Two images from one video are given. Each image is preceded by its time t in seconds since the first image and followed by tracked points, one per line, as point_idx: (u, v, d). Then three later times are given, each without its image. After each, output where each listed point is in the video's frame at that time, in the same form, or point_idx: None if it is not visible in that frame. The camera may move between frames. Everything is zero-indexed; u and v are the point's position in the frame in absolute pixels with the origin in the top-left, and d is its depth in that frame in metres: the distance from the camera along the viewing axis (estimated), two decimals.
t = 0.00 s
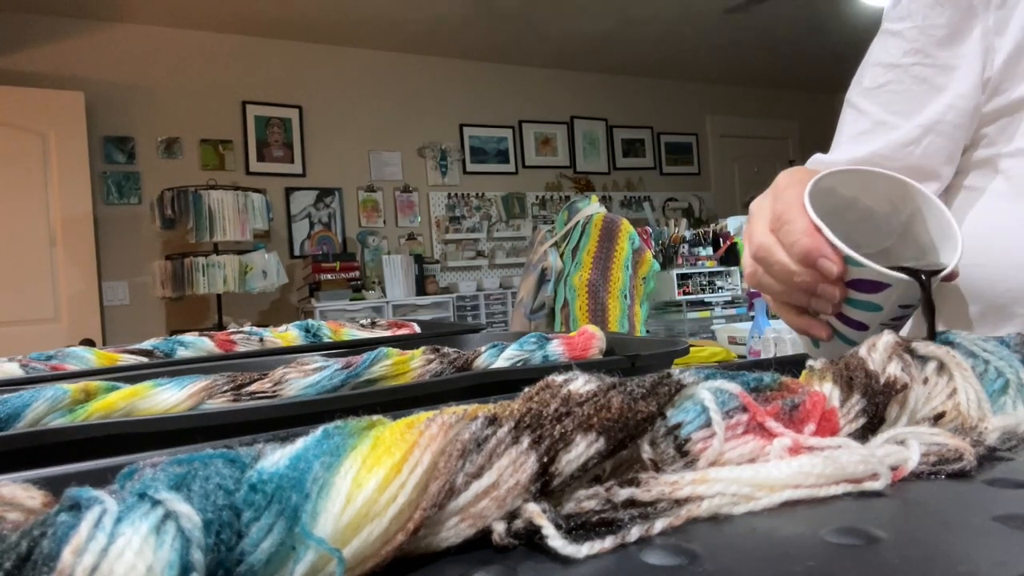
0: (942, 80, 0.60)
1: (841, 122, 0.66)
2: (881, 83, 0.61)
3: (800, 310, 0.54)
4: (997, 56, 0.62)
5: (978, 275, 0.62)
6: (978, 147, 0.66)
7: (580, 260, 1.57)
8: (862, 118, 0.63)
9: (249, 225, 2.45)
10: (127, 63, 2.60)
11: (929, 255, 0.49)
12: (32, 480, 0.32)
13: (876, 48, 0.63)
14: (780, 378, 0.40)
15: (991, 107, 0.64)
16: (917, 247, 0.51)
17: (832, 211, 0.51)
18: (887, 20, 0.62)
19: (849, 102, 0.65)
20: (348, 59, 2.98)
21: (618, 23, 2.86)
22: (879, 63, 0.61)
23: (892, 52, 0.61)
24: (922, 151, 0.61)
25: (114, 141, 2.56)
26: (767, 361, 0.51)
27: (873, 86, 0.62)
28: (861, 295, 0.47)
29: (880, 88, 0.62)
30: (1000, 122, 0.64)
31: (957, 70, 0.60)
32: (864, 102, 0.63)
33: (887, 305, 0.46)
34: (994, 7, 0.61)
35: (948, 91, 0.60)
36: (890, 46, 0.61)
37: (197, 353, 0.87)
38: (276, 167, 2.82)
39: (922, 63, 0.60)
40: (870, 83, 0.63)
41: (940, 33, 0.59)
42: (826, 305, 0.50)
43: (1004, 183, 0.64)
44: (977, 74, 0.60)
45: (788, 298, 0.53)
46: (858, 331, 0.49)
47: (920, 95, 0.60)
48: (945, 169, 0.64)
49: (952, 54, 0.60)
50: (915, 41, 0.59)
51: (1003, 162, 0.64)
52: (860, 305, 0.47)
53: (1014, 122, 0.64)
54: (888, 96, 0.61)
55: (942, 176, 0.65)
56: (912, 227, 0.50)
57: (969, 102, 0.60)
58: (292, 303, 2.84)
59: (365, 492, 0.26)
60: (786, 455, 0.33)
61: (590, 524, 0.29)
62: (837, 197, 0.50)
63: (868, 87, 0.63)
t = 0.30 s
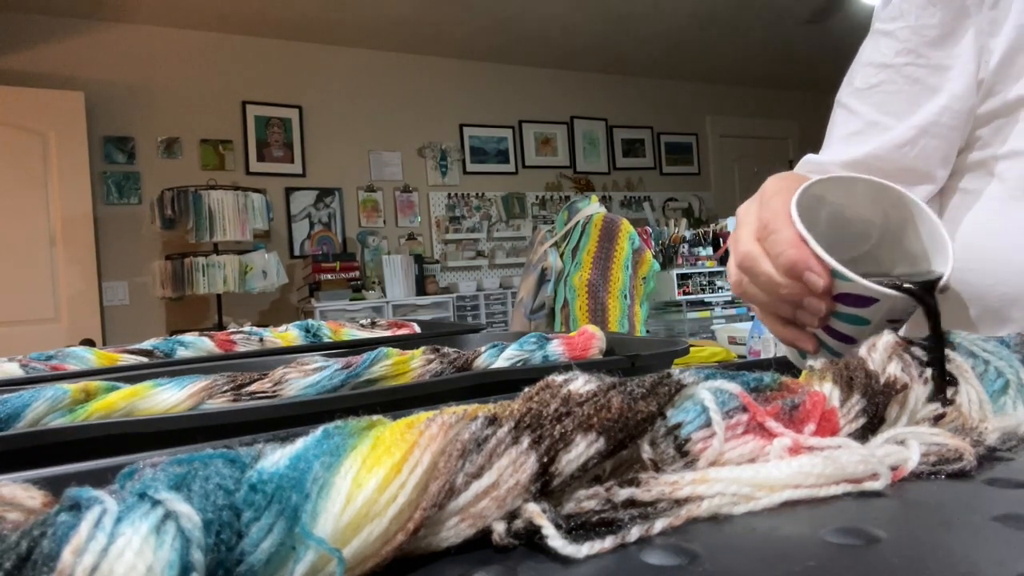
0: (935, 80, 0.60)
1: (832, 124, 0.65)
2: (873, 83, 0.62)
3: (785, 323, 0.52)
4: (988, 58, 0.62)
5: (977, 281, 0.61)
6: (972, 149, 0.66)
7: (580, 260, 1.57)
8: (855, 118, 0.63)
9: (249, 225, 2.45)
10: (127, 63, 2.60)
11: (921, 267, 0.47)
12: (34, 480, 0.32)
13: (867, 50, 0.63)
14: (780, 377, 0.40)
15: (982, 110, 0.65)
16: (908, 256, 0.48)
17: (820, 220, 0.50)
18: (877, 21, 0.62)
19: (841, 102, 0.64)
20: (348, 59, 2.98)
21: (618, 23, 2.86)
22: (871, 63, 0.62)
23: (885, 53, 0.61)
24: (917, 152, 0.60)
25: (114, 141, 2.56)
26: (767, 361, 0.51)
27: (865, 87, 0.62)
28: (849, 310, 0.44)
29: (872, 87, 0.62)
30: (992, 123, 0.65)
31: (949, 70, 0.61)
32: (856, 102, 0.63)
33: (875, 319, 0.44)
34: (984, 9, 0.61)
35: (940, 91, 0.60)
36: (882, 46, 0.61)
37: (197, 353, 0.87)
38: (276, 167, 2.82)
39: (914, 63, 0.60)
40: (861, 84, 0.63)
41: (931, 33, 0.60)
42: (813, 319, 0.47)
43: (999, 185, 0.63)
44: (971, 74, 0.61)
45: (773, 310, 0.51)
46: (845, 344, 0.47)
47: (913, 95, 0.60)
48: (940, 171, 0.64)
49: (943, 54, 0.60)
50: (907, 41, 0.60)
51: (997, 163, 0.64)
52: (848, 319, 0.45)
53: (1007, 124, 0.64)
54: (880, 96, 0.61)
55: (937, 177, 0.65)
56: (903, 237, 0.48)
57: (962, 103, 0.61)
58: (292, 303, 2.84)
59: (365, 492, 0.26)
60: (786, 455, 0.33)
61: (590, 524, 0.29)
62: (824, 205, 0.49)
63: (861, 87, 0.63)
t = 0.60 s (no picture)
0: (926, 77, 0.61)
1: (820, 119, 0.64)
2: (863, 77, 0.61)
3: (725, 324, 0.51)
4: (980, 58, 0.63)
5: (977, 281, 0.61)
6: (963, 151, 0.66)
7: (580, 260, 1.57)
8: (844, 111, 0.61)
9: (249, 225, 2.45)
10: (127, 63, 2.60)
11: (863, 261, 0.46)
12: (35, 479, 0.32)
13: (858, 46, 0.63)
14: (781, 378, 0.40)
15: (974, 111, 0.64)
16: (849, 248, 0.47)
17: (757, 219, 0.48)
18: (869, 17, 0.63)
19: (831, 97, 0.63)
20: (348, 59, 2.97)
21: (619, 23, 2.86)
22: (863, 57, 0.61)
23: (877, 48, 0.61)
24: (908, 148, 0.60)
25: (114, 141, 2.56)
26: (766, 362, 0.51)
27: (856, 81, 0.62)
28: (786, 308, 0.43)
29: (862, 81, 0.61)
30: (985, 125, 0.64)
31: (940, 69, 0.61)
32: (845, 97, 0.62)
33: (813, 318, 0.43)
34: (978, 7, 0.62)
35: (931, 89, 0.61)
36: (873, 42, 0.62)
37: (197, 353, 0.87)
38: (277, 167, 2.82)
39: (906, 58, 0.60)
40: (852, 78, 0.62)
41: (923, 30, 0.60)
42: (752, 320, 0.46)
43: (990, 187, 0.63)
44: (963, 73, 0.61)
45: (714, 311, 0.50)
46: (785, 345, 0.46)
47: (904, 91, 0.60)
48: (930, 171, 0.63)
49: (934, 53, 0.61)
50: (900, 36, 0.60)
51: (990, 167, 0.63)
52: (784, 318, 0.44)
53: (999, 127, 0.64)
54: (871, 90, 0.61)
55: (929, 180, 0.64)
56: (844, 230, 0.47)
57: (954, 101, 0.61)
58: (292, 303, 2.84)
59: (365, 492, 0.26)
60: (786, 455, 0.33)
61: (590, 525, 0.29)
62: (761, 202, 0.47)
63: (851, 82, 0.62)
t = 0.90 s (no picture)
0: (915, 66, 0.57)
1: (800, 103, 0.58)
2: (851, 62, 0.57)
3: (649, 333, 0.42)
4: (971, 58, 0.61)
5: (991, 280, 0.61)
6: (950, 154, 0.64)
7: (580, 259, 1.54)
8: (828, 94, 0.56)
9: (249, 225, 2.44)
10: (127, 63, 2.60)
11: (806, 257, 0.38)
12: (35, 479, 0.32)
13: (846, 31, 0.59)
14: (782, 379, 0.40)
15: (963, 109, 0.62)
16: (788, 245, 0.39)
17: (681, 209, 0.40)
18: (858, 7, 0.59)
19: (813, 81, 0.58)
20: (348, 59, 2.97)
21: (619, 23, 2.86)
22: (851, 42, 0.57)
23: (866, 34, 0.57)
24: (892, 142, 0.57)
25: (113, 141, 2.56)
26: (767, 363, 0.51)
27: (842, 66, 0.57)
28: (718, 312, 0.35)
29: (849, 66, 0.56)
30: (975, 127, 0.63)
31: (932, 59, 0.58)
32: (830, 79, 0.57)
33: (744, 323, 0.35)
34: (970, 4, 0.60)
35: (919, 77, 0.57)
36: (863, 28, 0.57)
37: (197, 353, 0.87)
38: (277, 167, 2.82)
39: (896, 42, 0.56)
40: (838, 64, 0.58)
41: (913, 16, 0.57)
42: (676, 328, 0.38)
43: (983, 193, 0.63)
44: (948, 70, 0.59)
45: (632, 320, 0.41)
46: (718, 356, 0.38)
47: (893, 76, 0.56)
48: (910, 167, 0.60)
49: (926, 41, 0.58)
50: (890, 24, 0.56)
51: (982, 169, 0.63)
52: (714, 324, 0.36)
53: (988, 129, 0.62)
54: (859, 73, 0.56)
55: (915, 180, 0.62)
56: (782, 227, 0.39)
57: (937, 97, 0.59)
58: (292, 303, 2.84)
59: (365, 492, 0.26)
60: (786, 455, 0.33)
61: (590, 525, 0.29)
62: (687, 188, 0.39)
63: (836, 67, 0.57)
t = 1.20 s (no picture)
0: (888, 62, 0.57)
1: (770, 89, 0.58)
2: (822, 50, 0.57)
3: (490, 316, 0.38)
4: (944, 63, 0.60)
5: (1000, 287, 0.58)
6: (923, 165, 0.63)
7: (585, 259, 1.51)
8: (798, 77, 0.56)
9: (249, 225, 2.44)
10: (127, 62, 2.59)
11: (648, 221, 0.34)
12: (34, 479, 0.31)
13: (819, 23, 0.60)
14: (782, 378, 0.40)
15: (935, 115, 0.61)
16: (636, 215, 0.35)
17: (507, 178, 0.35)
18: None
19: (784, 68, 0.58)
20: (348, 59, 2.97)
21: (619, 23, 2.86)
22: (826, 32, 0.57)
23: (842, 24, 0.57)
24: (863, 134, 0.56)
25: (113, 141, 2.56)
26: (767, 362, 0.50)
27: (815, 53, 0.57)
28: (514, 307, 0.31)
29: (820, 53, 0.57)
30: (947, 138, 0.62)
31: (903, 61, 0.58)
32: (800, 65, 0.57)
33: (541, 318, 0.31)
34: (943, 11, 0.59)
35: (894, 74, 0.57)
36: (837, 20, 0.58)
37: (196, 353, 0.87)
38: (277, 167, 2.82)
39: (870, 36, 0.56)
40: (810, 51, 0.58)
41: (889, 13, 0.57)
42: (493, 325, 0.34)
43: (971, 206, 0.61)
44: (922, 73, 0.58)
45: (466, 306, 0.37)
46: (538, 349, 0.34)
47: (863, 68, 0.56)
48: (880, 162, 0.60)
49: (903, 41, 0.58)
50: (867, 18, 0.56)
51: (958, 180, 0.62)
52: (516, 320, 0.32)
53: (965, 141, 0.62)
54: (829, 60, 0.56)
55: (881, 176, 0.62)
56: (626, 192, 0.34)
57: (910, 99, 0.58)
58: (292, 303, 2.84)
59: (365, 492, 0.26)
60: (787, 455, 0.33)
61: (590, 525, 0.28)
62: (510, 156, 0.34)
63: (808, 54, 0.57)
